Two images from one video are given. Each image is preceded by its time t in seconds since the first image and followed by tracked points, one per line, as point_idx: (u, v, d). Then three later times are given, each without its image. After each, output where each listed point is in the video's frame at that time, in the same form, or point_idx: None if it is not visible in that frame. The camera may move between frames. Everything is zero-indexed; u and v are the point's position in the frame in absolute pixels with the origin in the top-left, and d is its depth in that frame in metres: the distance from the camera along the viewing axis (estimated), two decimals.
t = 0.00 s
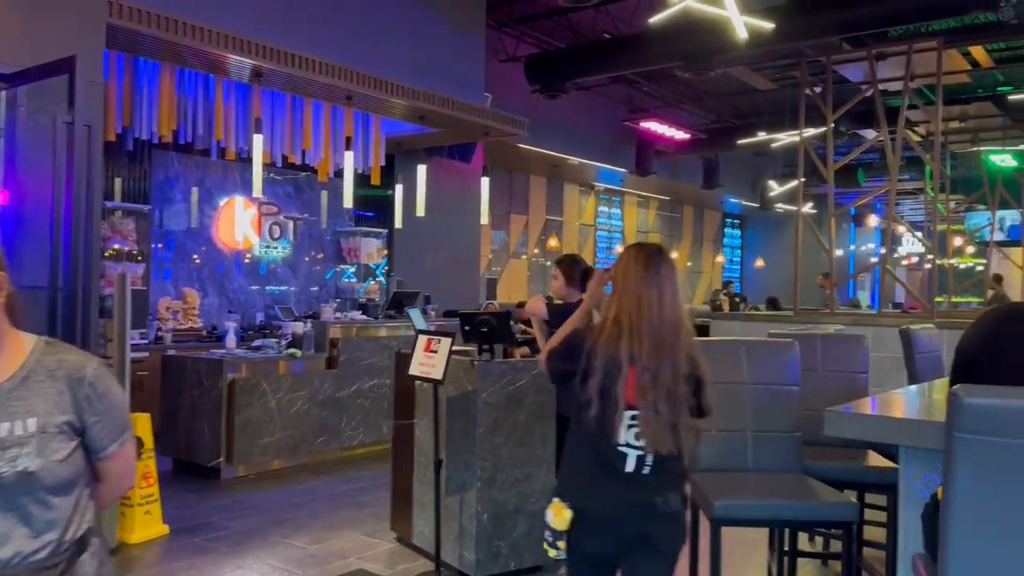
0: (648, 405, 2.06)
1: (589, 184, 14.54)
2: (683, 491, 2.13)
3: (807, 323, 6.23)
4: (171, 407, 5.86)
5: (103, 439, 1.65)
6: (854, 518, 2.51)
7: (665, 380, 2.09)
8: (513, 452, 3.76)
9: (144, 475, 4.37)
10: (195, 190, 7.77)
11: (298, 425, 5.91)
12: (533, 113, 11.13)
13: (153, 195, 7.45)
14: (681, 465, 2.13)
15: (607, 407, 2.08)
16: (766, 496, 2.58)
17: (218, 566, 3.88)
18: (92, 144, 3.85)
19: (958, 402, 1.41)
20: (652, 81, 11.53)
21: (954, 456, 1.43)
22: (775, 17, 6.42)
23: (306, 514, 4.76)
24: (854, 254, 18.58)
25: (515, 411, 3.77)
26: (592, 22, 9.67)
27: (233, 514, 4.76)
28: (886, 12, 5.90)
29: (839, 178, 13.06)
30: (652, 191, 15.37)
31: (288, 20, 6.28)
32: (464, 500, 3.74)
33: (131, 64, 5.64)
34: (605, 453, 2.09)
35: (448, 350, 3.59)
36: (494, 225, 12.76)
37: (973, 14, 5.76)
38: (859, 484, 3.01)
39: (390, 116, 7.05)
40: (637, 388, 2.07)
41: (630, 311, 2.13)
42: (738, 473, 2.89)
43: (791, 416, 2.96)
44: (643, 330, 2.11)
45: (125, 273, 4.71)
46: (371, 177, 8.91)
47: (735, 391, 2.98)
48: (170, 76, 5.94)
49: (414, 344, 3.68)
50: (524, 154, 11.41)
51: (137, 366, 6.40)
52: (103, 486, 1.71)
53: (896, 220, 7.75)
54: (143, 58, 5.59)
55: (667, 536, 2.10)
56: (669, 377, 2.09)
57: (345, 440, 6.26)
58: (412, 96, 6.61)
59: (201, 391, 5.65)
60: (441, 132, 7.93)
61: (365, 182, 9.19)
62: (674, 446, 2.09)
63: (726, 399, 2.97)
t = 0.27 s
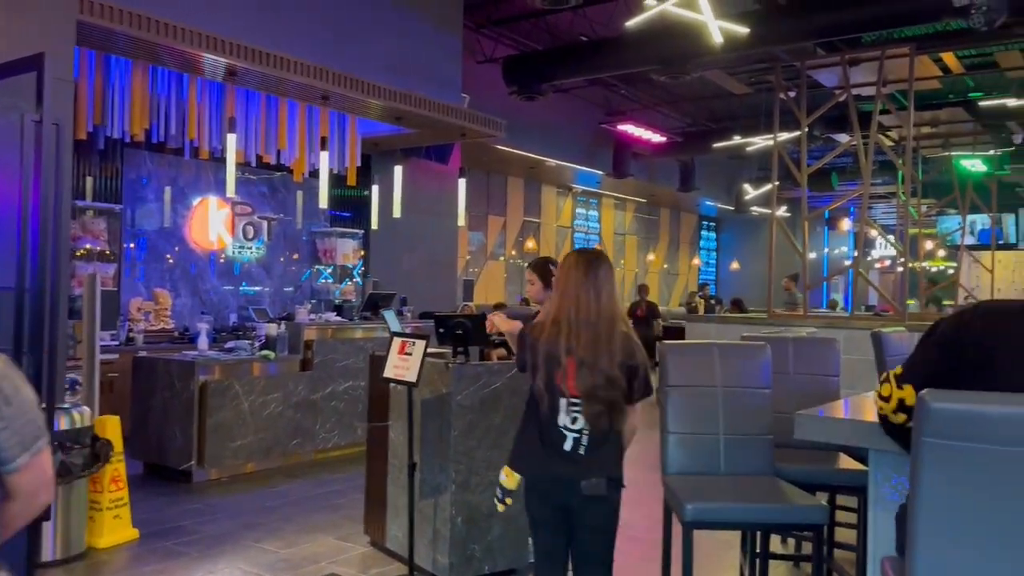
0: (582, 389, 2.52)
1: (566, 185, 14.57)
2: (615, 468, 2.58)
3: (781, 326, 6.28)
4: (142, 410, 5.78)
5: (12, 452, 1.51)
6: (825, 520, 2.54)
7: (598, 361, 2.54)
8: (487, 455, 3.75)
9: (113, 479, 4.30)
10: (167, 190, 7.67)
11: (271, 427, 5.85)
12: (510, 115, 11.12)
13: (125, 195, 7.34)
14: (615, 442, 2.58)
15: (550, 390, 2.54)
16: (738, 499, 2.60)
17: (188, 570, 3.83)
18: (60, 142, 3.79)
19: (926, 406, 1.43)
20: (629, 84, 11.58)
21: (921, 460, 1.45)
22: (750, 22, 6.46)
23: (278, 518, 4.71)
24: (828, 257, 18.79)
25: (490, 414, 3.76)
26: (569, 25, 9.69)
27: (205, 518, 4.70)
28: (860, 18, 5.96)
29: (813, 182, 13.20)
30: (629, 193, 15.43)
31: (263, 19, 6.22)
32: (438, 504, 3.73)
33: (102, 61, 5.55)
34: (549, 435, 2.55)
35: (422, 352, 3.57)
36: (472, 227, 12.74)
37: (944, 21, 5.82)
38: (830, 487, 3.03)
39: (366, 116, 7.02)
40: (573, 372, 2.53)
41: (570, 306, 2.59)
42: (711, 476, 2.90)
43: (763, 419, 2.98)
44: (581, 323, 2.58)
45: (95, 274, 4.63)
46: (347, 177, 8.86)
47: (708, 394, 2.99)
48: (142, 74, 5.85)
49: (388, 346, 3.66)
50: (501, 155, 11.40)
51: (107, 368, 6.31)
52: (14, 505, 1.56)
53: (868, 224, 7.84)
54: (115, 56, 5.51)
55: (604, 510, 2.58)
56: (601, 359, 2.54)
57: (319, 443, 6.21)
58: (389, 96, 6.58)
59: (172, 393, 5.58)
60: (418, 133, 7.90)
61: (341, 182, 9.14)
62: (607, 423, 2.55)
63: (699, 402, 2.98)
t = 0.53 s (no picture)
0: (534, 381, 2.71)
1: (540, 187, 14.58)
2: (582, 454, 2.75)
3: (750, 328, 6.33)
4: (106, 413, 5.66)
5: None
6: (792, 524, 2.55)
7: (550, 355, 2.73)
8: (457, 459, 3.73)
9: (76, 483, 4.21)
10: (135, 189, 7.55)
11: (239, 431, 5.77)
12: (483, 117, 11.10)
13: (91, 193, 7.21)
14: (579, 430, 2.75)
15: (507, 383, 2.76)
16: (706, 504, 2.60)
17: None
18: (22, 138, 3.72)
19: (890, 413, 1.43)
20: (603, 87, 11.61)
21: (886, 468, 1.44)
22: (722, 27, 6.50)
23: (244, 523, 4.64)
24: (797, 260, 19.02)
25: (460, 417, 3.73)
26: (543, 27, 9.70)
27: (170, 523, 4.62)
28: (830, 25, 6.00)
29: (783, 186, 13.35)
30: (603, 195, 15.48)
31: (233, 16, 6.14)
32: (407, 508, 3.70)
33: (68, 58, 5.44)
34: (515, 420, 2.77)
35: (392, 356, 3.55)
36: (445, 228, 12.70)
37: (911, 29, 5.89)
38: (797, 490, 3.06)
39: (338, 116, 6.95)
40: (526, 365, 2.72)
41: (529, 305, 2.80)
42: (680, 480, 2.91)
43: (731, 423, 2.99)
44: (538, 322, 2.79)
45: (57, 275, 4.53)
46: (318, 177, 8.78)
47: (678, 398, 2.99)
48: (109, 72, 5.75)
49: (358, 349, 3.63)
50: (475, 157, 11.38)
51: (70, 369, 6.19)
52: None
53: (837, 228, 7.92)
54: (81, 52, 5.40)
55: (575, 494, 2.74)
56: (554, 353, 2.73)
57: (287, 446, 6.14)
58: (360, 96, 6.53)
59: (137, 396, 5.47)
60: (390, 134, 7.84)
61: (312, 182, 9.06)
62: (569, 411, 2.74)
63: (669, 407, 2.98)
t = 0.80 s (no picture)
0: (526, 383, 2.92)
1: (510, 189, 14.57)
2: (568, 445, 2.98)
3: (717, 331, 6.38)
4: (64, 416, 5.53)
5: None
6: (757, 529, 2.56)
7: (539, 358, 2.93)
8: (424, 464, 3.69)
9: (32, 489, 4.09)
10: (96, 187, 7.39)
11: (201, 434, 5.67)
12: (453, 118, 11.06)
13: (51, 192, 7.06)
14: (566, 424, 2.98)
15: (500, 383, 2.98)
16: (673, 508, 2.60)
17: None
18: None
19: (855, 420, 1.43)
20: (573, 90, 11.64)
21: (851, 474, 1.45)
22: (689, 31, 6.54)
23: (206, 528, 4.56)
24: (763, 264, 19.27)
25: (427, 422, 3.70)
26: (513, 29, 9.69)
27: (130, 529, 4.51)
28: (797, 30, 6.05)
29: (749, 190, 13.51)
30: (572, 197, 15.52)
31: (197, 13, 6.04)
32: (373, 514, 3.65)
33: (26, 53, 5.29)
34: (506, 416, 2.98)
35: (358, 359, 3.50)
36: (414, 229, 12.63)
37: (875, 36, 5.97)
38: (762, 493, 3.08)
39: (305, 115, 6.87)
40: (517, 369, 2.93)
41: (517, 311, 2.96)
42: (646, 484, 2.91)
43: (698, 427, 2.99)
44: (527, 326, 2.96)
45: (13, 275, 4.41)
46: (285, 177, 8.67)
47: (645, 402, 2.99)
48: (69, 68, 5.60)
49: (323, 353, 3.58)
50: (444, 158, 11.33)
51: (28, 372, 6.05)
52: None
53: (802, 231, 8.02)
54: (40, 48, 5.25)
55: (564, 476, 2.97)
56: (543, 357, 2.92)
57: (252, 450, 6.04)
58: (328, 95, 6.45)
59: (96, 399, 5.34)
60: (358, 134, 7.77)
61: (278, 182, 8.97)
62: (556, 407, 2.94)
63: (636, 410, 2.98)
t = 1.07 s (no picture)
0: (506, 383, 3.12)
1: (477, 190, 14.53)
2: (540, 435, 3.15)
3: (681, 333, 6.41)
4: (16, 419, 5.37)
5: None
6: (720, 531, 2.56)
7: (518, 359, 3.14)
8: (387, 467, 3.65)
9: None
10: (52, 184, 7.22)
11: (160, 437, 5.54)
12: (419, 117, 10.99)
13: (4, 189, 6.89)
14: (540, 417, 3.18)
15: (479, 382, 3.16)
16: (638, 511, 2.60)
17: None
18: None
19: (818, 422, 1.41)
20: (540, 91, 11.63)
21: (814, 478, 1.42)
22: (656, 34, 6.56)
23: (163, 533, 4.45)
24: (727, 266, 19.50)
25: (391, 424, 3.65)
26: (480, 29, 9.66)
27: (84, 535, 4.39)
28: (761, 35, 6.10)
29: (715, 193, 13.64)
30: (539, 199, 15.53)
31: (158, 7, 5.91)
32: (334, 518, 3.60)
33: None
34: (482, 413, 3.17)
35: (321, 361, 3.47)
36: (380, 229, 12.53)
37: (838, 42, 6.05)
38: (726, 495, 3.09)
39: (269, 113, 6.77)
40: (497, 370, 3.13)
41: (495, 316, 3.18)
42: (611, 487, 2.90)
43: (663, 429, 3.00)
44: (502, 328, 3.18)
45: None
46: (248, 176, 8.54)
47: (611, 404, 2.99)
48: (23, 62, 5.40)
49: (285, 353, 3.56)
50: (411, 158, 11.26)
51: None
52: None
53: (766, 234, 8.11)
54: None
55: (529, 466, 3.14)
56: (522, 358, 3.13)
57: (212, 454, 5.93)
58: (292, 92, 6.36)
59: (50, 402, 5.20)
60: (323, 132, 7.68)
61: (241, 181, 8.89)
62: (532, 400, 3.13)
63: (602, 413, 2.97)
